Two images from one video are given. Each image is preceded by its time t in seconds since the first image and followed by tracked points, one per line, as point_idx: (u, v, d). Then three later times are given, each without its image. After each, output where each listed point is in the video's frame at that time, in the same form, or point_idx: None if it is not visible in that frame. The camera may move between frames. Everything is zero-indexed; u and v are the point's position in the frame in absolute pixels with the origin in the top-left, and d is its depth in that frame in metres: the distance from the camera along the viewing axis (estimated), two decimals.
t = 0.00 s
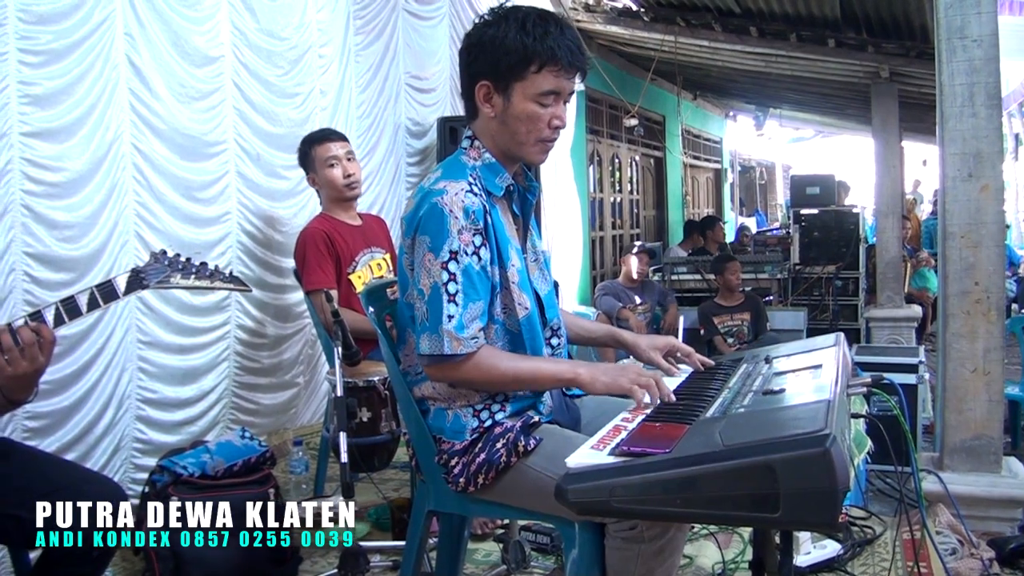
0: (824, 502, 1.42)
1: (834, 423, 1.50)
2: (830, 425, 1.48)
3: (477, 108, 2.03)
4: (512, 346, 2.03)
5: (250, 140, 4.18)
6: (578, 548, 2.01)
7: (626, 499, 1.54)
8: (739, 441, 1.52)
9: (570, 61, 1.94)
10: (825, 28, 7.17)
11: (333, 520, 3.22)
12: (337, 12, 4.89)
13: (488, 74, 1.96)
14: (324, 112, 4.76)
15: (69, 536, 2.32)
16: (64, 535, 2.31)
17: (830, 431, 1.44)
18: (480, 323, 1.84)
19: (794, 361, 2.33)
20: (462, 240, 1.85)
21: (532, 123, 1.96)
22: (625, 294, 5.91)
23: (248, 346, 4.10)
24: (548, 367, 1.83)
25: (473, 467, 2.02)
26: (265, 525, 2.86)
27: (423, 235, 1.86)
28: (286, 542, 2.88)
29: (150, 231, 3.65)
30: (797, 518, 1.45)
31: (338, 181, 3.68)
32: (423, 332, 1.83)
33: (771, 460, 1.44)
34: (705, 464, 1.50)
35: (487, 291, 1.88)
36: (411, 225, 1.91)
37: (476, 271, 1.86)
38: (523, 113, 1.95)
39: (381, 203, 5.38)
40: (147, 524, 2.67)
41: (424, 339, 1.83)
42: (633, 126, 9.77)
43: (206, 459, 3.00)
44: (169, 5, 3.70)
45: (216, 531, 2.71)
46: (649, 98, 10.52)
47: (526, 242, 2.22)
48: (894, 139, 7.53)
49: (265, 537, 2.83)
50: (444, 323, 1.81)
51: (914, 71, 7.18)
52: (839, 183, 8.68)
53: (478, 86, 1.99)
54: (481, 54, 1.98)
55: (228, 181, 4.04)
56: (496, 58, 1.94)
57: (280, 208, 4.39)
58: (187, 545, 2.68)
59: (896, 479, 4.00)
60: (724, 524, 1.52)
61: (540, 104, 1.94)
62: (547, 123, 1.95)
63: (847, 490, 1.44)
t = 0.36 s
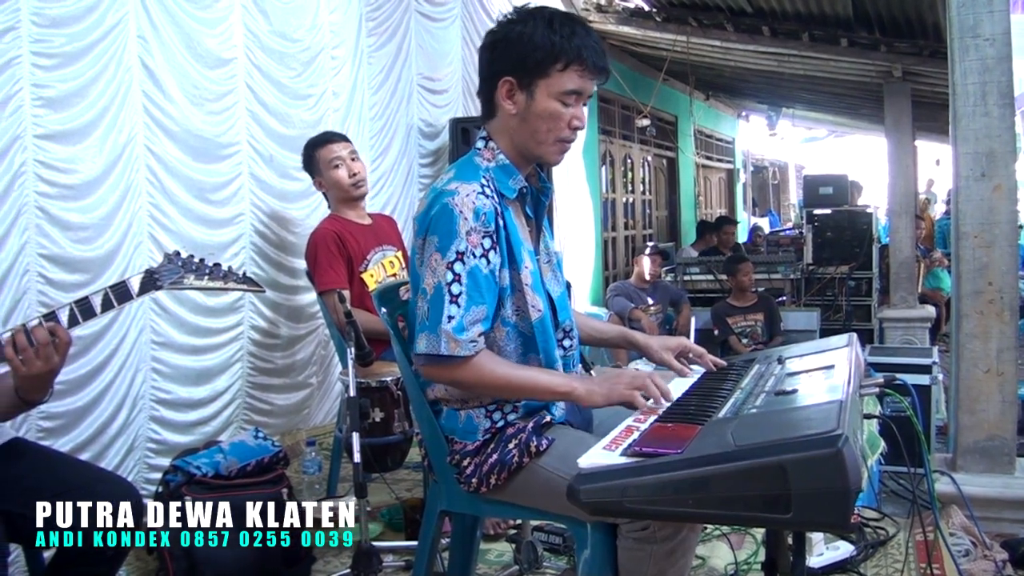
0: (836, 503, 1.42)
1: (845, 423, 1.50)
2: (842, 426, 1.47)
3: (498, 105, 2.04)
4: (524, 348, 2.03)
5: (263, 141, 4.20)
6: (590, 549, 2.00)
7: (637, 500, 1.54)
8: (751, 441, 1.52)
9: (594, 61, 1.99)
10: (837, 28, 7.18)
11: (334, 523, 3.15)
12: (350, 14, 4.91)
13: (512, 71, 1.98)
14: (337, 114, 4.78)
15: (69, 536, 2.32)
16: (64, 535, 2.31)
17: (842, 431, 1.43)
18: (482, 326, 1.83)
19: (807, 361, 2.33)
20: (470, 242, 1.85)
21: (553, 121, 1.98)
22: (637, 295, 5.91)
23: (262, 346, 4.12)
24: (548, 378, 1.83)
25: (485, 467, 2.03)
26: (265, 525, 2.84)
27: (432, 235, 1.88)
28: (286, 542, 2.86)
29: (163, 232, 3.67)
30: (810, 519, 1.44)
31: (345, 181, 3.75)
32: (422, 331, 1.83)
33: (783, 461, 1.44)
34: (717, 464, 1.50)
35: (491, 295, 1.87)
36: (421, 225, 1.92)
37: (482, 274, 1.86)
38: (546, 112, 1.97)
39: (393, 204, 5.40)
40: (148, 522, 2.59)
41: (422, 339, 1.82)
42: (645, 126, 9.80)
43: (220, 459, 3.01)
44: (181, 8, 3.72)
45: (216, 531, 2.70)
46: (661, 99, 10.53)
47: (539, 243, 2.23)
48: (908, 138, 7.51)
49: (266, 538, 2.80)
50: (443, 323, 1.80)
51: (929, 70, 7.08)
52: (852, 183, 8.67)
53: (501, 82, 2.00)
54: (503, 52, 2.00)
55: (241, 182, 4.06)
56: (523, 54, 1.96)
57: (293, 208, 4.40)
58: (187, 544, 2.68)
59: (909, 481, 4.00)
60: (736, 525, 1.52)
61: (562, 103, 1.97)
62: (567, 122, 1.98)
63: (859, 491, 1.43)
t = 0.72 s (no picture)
0: (849, 503, 1.41)
1: (859, 424, 1.49)
2: (856, 426, 1.47)
3: (517, 104, 2.04)
4: (537, 349, 2.04)
5: (276, 143, 4.21)
6: (603, 549, 2.00)
7: (650, 499, 1.54)
8: (764, 442, 1.51)
9: (616, 66, 2.00)
10: (850, 27, 7.18)
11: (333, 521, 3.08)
12: (363, 16, 4.93)
13: (532, 72, 1.99)
14: (350, 115, 4.79)
15: (68, 536, 2.35)
16: (64, 534, 2.34)
17: (855, 431, 1.42)
18: (491, 326, 1.84)
19: (821, 361, 2.32)
20: (479, 242, 1.86)
21: (572, 123, 1.99)
22: (650, 295, 5.92)
23: (275, 347, 4.14)
24: (558, 375, 1.83)
25: (499, 467, 2.05)
26: (265, 525, 2.83)
27: (441, 235, 1.88)
28: (286, 543, 2.83)
29: (177, 233, 3.69)
30: (823, 519, 1.44)
31: (352, 181, 3.80)
32: (430, 331, 1.84)
33: (796, 461, 1.43)
34: (730, 464, 1.49)
35: (501, 295, 1.88)
36: (432, 225, 1.93)
37: (491, 274, 1.86)
38: (565, 114, 1.98)
39: (407, 205, 5.42)
40: (150, 524, 2.44)
41: (430, 338, 1.83)
42: (659, 127, 9.83)
43: (234, 459, 3.02)
44: (195, 10, 3.74)
45: (216, 531, 2.70)
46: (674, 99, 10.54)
47: (553, 244, 2.24)
48: (922, 138, 7.50)
49: (266, 538, 2.78)
50: (452, 322, 1.81)
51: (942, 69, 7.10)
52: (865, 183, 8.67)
53: (521, 81, 2.01)
54: (523, 52, 2.02)
55: (255, 183, 4.08)
56: (546, 54, 1.97)
57: (306, 210, 4.42)
58: (187, 544, 2.70)
59: (923, 482, 3.99)
60: (749, 525, 1.52)
61: (582, 106, 1.98)
62: (585, 125, 1.99)
63: (872, 492, 1.42)
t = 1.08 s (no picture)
0: (863, 504, 1.40)
1: (874, 424, 1.49)
2: (870, 427, 1.46)
3: (536, 103, 2.05)
4: (551, 349, 2.04)
5: (292, 143, 4.24)
6: (618, 549, 2.00)
7: (665, 499, 1.53)
8: (778, 442, 1.51)
9: (638, 70, 2.01)
10: (866, 25, 7.16)
11: (332, 521, 2.97)
12: (378, 16, 4.95)
13: (554, 72, 1.99)
14: (365, 115, 4.81)
15: (69, 536, 2.35)
16: (65, 535, 2.34)
17: (870, 431, 1.42)
18: (498, 328, 1.85)
19: (836, 361, 2.32)
20: (491, 244, 1.87)
21: (591, 125, 2.00)
22: (665, 296, 5.92)
23: (291, 346, 4.16)
24: (564, 376, 1.84)
25: (513, 467, 2.05)
26: (265, 525, 2.81)
27: (453, 236, 1.89)
28: (286, 543, 2.81)
29: (194, 233, 3.71)
30: (837, 519, 1.43)
31: (362, 181, 3.83)
32: (439, 330, 1.85)
33: (810, 462, 1.43)
34: (744, 464, 1.49)
35: (512, 297, 1.88)
36: (445, 225, 1.94)
37: (502, 276, 1.87)
38: (586, 117, 1.99)
39: (422, 204, 5.44)
40: (150, 524, 2.37)
41: (438, 337, 1.84)
42: (674, 126, 9.83)
43: (250, 457, 3.03)
44: (211, 11, 3.76)
45: (216, 531, 2.70)
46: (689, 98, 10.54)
47: (569, 245, 2.24)
48: (938, 137, 7.47)
49: (266, 538, 2.76)
50: (460, 324, 1.82)
51: (959, 67, 7.07)
52: (881, 183, 8.65)
53: (543, 81, 2.02)
54: (546, 52, 2.02)
55: (271, 183, 4.10)
56: (568, 54, 1.98)
57: (321, 210, 4.44)
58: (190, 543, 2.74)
59: (939, 483, 3.98)
60: (764, 525, 1.51)
61: (602, 108, 1.99)
62: (605, 127, 2.00)
63: (886, 492, 1.42)
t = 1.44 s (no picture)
0: (881, 506, 1.38)
1: (891, 424, 1.46)
2: (888, 427, 1.44)
3: (551, 104, 2.06)
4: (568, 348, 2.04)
5: (309, 145, 4.26)
6: (634, 550, 2.00)
7: (681, 500, 1.51)
8: (796, 442, 1.49)
9: (652, 66, 2.02)
10: (882, 24, 7.14)
11: (332, 521, 2.94)
12: (394, 18, 4.97)
13: (568, 72, 2.00)
14: (381, 117, 4.83)
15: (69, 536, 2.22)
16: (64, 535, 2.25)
17: (888, 431, 1.39)
18: (517, 325, 1.85)
19: (853, 361, 2.31)
20: (509, 242, 1.87)
21: (608, 123, 2.01)
22: (681, 296, 5.92)
23: (307, 347, 4.17)
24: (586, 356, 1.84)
25: (529, 467, 2.05)
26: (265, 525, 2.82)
27: (472, 234, 1.90)
28: (287, 543, 2.83)
29: (211, 234, 3.74)
30: (854, 520, 1.41)
31: (371, 183, 3.87)
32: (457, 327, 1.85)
33: (827, 462, 1.40)
34: (761, 464, 1.46)
35: (531, 295, 1.88)
36: (464, 224, 1.95)
37: (521, 273, 1.87)
38: (602, 115, 2.00)
39: (438, 205, 5.46)
40: (150, 524, 2.37)
41: (456, 334, 1.85)
42: (689, 126, 9.83)
43: (267, 457, 3.05)
44: (228, 13, 3.78)
45: (217, 531, 2.72)
46: (705, 98, 10.55)
47: (587, 245, 2.24)
48: (954, 136, 7.44)
49: (265, 538, 2.78)
50: (478, 321, 1.83)
51: (976, 65, 7.04)
52: (897, 183, 8.64)
53: (557, 82, 2.02)
54: (559, 52, 2.03)
55: (288, 184, 4.12)
56: (581, 54, 1.98)
57: (336, 211, 4.46)
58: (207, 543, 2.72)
59: (956, 483, 3.98)
60: (781, 526, 1.49)
61: (618, 106, 1.99)
62: (621, 125, 2.01)
63: (904, 493, 1.39)
